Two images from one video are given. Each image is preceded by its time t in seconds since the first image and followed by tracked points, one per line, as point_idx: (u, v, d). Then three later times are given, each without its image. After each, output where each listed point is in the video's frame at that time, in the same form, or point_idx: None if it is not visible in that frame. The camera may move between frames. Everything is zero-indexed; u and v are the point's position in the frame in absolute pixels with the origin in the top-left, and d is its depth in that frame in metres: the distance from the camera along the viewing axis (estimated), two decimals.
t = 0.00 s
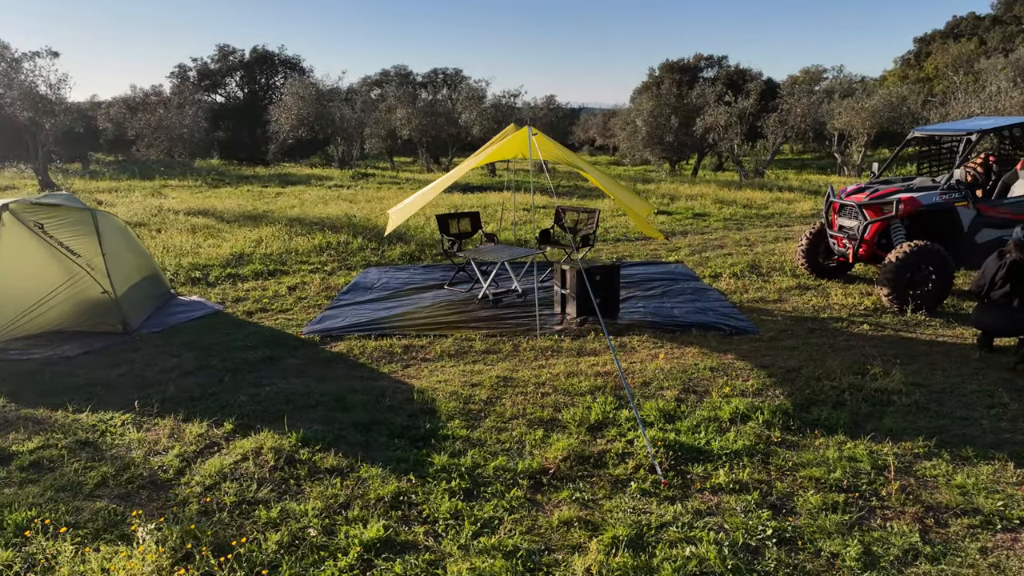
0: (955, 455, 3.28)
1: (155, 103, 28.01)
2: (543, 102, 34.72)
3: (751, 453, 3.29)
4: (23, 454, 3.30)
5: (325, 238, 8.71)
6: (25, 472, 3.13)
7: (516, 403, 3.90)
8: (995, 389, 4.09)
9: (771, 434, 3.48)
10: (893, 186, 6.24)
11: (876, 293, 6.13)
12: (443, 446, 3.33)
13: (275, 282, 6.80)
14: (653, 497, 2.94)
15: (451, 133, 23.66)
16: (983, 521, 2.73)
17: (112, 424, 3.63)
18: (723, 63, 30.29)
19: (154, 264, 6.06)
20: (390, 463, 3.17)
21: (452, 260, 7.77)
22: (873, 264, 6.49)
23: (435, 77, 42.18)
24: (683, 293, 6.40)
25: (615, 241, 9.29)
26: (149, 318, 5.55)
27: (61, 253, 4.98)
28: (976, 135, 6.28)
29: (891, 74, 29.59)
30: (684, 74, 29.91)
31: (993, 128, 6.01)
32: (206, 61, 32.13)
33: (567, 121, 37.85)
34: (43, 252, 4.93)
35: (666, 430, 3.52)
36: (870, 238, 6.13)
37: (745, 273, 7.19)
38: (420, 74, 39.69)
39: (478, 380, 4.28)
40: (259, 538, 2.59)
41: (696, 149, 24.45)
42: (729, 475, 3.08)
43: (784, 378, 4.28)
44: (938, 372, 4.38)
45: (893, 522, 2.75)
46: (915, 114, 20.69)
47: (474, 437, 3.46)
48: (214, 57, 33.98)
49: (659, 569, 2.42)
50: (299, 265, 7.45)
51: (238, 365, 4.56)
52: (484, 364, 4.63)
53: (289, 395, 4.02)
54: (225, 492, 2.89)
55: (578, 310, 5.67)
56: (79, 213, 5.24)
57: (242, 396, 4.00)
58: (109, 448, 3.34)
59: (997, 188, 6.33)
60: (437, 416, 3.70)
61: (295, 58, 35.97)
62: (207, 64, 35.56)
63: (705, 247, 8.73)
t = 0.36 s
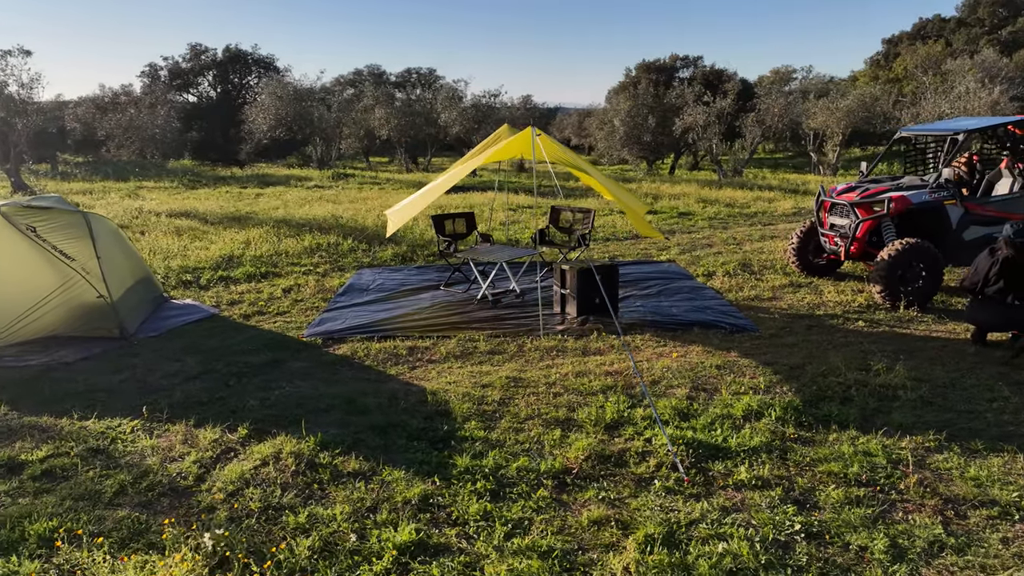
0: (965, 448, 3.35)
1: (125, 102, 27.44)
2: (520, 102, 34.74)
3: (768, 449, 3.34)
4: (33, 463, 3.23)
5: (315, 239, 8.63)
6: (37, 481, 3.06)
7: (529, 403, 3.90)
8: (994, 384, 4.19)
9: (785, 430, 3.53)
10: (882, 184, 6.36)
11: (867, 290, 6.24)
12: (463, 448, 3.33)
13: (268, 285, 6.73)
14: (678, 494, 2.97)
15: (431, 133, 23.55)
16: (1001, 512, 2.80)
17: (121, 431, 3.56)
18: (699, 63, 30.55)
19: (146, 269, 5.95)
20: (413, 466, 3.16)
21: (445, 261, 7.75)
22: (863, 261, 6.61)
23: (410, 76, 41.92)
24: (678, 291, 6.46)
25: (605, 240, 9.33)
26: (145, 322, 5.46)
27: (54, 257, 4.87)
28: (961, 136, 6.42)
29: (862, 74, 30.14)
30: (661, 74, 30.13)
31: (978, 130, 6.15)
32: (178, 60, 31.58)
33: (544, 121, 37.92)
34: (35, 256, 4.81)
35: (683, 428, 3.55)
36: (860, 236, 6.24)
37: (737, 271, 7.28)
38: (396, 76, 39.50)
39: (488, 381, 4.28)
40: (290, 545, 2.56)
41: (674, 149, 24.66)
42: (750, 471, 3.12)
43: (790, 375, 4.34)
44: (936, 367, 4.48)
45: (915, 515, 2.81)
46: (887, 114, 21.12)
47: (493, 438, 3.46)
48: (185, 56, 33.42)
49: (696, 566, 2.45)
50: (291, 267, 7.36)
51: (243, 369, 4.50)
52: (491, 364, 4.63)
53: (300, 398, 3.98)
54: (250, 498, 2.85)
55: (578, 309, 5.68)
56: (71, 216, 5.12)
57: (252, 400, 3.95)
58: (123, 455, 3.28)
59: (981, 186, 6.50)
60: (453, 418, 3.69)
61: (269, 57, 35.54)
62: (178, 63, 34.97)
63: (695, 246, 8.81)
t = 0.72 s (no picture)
0: (975, 441, 3.44)
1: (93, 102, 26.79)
2: (496, 101, 34.69)
3: (787, 445, 3.38)
4: (47, 472, 3.15)
5: (304, 240, 8.54)
6: (54, 491, 2.99)
7: (544, 404, 3.91)
8: (993, 377, 4.29)
9: (800, 426, 3.58)
10: (873, 183, 6.48)
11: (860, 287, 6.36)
12: (485, 449, 3.32)
13: (262, 287, 6.64)
14: (704, 491, 3.00)
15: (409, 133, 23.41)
16: (1019, 502, 2.87)
17: (133, 438, 3.49)
18: (674, 62, 30.78)
19: (139, 271, 5.84)
20: (437, 468, 3.15)
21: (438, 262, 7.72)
22: (854, 259, 6.72)
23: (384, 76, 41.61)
24: (675, 290, 6.52)
25: (594, 239, 9.37)
26: (142, 326, 5.36)
27: (49, 261, 4.75)
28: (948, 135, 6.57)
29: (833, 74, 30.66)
30: (637, 73, 30.32)
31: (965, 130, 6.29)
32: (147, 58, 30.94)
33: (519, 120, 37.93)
34: (29, 261, 4.69)
35: (701, 426, 3.58)
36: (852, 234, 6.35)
37: (729, 269, 7.36)
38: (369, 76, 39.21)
39: (499, 382, 4.27)
40: (325, 551, 2.54)
41: (651, 148, 24.84)
42: (772, 467, 3.16)
43: (796, 371, 4.41)
44: (936, 362, 4.58)
45: (936, 507, 2.87)
46: (859, 114, 21.52)
47: (514, 439, 3.45)
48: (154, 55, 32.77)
49: (734, 562, 2.47)
50: (283, 269, 7.27)
51: (248, 374, 4.44)
52: (499, 365, 4.62)
53: (312, 401, 3.94)
54: (277, 504, 2.82)
55: (579, 309, 5.70)
56: (65, 219, 5.00)
57: (263, 404, 3.90)
58: (139, 462, 3.21)
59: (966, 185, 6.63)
60: (470, 419, 3.68)
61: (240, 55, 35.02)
62: (147, 62, 34.28)
63: (684, 245, 8.88)
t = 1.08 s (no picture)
0: (983, 433, 3.51)
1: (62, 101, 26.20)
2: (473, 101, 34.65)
3: (803, 440, 3.43)
4: (61, 480, 3.08)
5: (294, 241, 8.44)
6: (71, 499, 2.92)
7: (558, 403, 3.92)
8: (991, 371, 4.40)
9: (813, 422, 3.63)
10: (863, 182, 6.60)
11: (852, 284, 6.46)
12: (506, 449, 3.32)
13: (257, 289, 6.55)
14: (729, 487, 3.03)
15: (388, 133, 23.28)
16: None
17: (146, 444, 3.42)
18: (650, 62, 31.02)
19: (133, 274, 5.72)
20: (461, 468, 3.14)
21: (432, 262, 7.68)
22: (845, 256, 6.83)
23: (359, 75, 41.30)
24: (671, 289, 6.56)
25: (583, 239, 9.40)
26: (138, 330, 5.26)
27: (44, 264, 4.64)
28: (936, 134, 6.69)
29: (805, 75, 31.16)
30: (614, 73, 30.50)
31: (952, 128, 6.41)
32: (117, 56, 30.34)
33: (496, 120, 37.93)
34: (24, 263, 4.58)
35: (716, 422, 3.62)
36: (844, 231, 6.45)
37: (722, 267, 7.44)
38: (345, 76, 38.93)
39: (510, 382, 4.27)
40: (360, 554, 2.51)
41: (630, 147, 25.00)
42: (792, 462, 3.20)
43: (802, 367, 4.47)
44: (935, 356, 4.67)
45: (955, 498, 2.93)
46: (833, 114, 21.90)
47: (533, 438, 3.45)
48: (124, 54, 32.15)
49: (769, 557, 2.50)
50: (275, 271, 7.19)
51: (254, 377, 4.38)
52: (507, 365, 4.62)
53: (324, 404, 3.90)
54: (305, 508, 2.78)
55: (580, 308, 5.72)
56: (58, 221, 4.88)
57: (275, 408, 3.85)
58: (157, 468, 3.16)
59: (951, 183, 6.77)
60: (487, 420, 3.67)
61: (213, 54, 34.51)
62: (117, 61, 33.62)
63: (674, 243, 8.95)
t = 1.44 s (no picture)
0: (986, 425, 3.60)
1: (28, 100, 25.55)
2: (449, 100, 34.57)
3: (814, 435, 3.48)
4: (74, 488, 3.01)
5: (281, 243, 8.34)
6: (86, 507, 2.86)
7: (569, 402, 3.93)
8: (985, 364, 4.51)
9: (822, 417, 3.69)
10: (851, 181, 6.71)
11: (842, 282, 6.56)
12: (524, 449, 3.32)
13: (249, 292, 6.46)
14: (748, 482, 3.07)
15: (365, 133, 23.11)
16: None
17: (158, 450, 3.36)
18: (626, 63, 31.22)
19: (124, 278, 5.61)
20: (481, 469, 3.14)
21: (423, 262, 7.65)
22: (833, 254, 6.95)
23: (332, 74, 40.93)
24: (664, 288, 6.61)
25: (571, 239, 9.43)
26: (133, 334, 5.16)
27: (38, 268, 4.53)
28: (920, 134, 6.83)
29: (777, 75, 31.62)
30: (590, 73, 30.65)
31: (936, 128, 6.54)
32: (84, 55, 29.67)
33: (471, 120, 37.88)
34: (17, 268, 4.47)
35: (728, 419, 3.66)
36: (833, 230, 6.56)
37: (712, 266, 7.52)
38: (318, 75, 38.58)
39: (518, 382, 4.27)
40: (392, 557, 2.50)
41: (607, 147, 25.13)
42: (806, 456, 3.26)
43: (803, 363, 4.54)
44: (929, 351, 4.78)
45: (967, 488, 3.01)
46: (806, 114, 22.27)
47: (549, 437, 3.46)
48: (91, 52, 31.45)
49: (797, 550, 2.54)
50: (266, 273, 7.09)
51: (259, 381, 4.32)
52: (511, 365, 4.62)
53: (334, 407, 3.86)
54: (331, 512, 2.76)
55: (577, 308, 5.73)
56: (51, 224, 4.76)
57: (285, 411, 3.81)
58: (173, 475, 3.10)
59: (934, 181, 6.92)
60: (501, 420, 3.67)
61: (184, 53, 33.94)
62: (84, 60, 32.89)
63: (661, 242, 9.03)
